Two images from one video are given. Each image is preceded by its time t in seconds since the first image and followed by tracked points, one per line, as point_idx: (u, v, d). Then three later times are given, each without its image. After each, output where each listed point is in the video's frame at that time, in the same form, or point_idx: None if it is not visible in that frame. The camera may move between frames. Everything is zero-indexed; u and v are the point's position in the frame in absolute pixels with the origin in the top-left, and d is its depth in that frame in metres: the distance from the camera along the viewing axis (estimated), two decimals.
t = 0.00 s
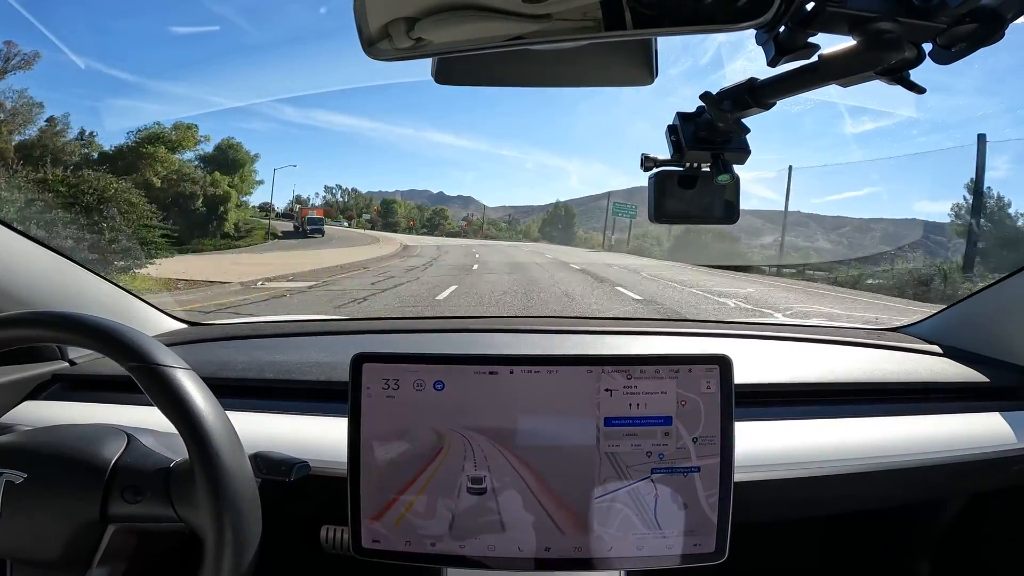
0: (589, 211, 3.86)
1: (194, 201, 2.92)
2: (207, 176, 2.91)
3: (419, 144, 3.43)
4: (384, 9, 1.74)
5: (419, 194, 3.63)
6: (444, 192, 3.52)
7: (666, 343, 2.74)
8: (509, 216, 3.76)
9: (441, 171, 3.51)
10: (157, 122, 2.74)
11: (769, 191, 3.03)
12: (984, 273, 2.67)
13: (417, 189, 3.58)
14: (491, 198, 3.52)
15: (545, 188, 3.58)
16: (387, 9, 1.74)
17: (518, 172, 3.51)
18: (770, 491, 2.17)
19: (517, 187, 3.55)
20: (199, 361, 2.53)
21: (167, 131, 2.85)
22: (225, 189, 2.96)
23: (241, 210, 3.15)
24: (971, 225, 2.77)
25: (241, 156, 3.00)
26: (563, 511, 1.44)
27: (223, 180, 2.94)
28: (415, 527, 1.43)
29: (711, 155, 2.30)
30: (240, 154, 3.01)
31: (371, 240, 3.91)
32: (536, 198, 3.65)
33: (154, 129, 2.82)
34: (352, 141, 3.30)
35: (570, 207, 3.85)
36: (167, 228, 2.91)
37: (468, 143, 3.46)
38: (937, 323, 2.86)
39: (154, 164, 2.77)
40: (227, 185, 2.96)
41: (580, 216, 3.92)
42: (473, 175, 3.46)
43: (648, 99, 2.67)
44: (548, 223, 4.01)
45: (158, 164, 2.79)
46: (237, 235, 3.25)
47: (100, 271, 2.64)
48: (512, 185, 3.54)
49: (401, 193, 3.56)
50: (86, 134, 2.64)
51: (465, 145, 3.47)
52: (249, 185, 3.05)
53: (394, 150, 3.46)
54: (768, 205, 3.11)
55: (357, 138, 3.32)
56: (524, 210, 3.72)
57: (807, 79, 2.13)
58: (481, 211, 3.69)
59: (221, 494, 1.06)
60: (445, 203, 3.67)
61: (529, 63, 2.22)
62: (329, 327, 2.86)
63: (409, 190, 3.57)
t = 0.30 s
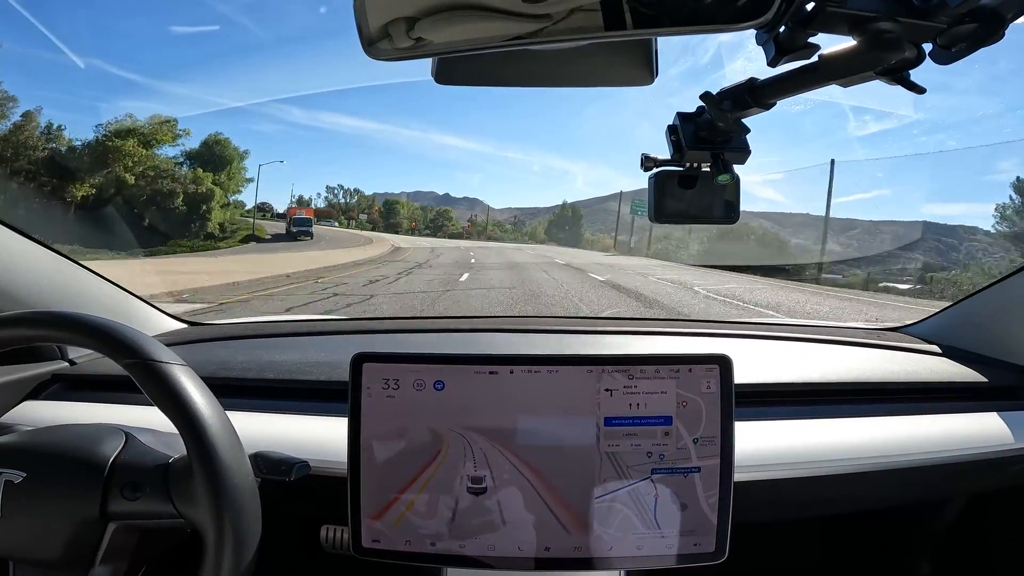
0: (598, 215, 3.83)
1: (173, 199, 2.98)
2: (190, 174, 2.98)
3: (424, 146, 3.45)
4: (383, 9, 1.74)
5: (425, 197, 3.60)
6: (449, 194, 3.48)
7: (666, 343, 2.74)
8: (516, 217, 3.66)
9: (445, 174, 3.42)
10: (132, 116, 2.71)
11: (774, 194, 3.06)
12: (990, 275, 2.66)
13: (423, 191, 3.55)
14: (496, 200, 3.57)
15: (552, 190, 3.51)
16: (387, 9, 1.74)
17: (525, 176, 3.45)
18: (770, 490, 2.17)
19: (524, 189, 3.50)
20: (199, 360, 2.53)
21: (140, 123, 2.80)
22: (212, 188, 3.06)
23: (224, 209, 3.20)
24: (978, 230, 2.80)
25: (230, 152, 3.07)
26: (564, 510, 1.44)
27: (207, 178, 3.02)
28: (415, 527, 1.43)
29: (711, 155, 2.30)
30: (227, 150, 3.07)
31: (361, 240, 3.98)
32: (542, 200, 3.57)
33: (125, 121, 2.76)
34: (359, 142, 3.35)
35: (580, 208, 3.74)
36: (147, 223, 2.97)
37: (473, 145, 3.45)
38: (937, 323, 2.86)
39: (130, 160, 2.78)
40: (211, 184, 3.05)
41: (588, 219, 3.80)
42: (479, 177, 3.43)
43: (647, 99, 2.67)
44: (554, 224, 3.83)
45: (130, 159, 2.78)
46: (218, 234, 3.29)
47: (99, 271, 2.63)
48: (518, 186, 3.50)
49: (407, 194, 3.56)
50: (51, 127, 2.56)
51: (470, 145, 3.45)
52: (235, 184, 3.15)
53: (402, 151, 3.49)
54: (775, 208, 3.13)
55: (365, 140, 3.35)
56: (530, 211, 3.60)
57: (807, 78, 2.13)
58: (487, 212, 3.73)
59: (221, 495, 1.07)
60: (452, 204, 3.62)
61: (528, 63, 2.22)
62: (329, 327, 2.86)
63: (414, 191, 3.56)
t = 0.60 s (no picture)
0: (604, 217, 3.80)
1: (151, 197, 2.81)
2: (173, 172, 2.83)
3: (433, 149, 3.38)
4: (383, 9, 1.74)
5: (433, 198, 3.49)
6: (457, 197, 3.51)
7: (666, 343, 2.74)
8: (522, 219, 3.73)
9: (452, 177, 3.48)
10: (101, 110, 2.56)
11: (783, 197, 3.12)
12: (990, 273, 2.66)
13: (431, 194, 3.45)
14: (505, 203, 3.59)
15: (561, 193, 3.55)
16: (387, 8, 1.74)
17: (532, 178, 3.53)
18: (771, 490, 2.17)
19: (530, 192, 3.55)
20: (199, 360, 2.53)
21: (115, 116, 2.64)
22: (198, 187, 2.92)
23: (209, 209, 3.07)
24: (990, 234, 2.73)
25: (219, 153, 2.95)
26: (564, 510, 1.44)
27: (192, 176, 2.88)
28: (415, 527, 1.43)
29: (711, 155, 2.30)
30: (216, 147, 2.95)
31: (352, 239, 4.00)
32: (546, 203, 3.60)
33: (96, 113, 2.61)
34: (363, 145, 3.34)
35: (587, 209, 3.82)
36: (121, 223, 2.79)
37: (484, 148, 3.45)
38: (937, 323, 2.86)
39: (96, 153, 2.58)
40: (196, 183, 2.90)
41: (596, 221, 3.85)
42: (487, 180, 3.54)
43: (647, 99, 2.67)
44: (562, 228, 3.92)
45: (100, 154, 2.60)
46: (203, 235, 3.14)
47: (100, 271, 2.63)
48: (524, 189, 3.55)
49: (413, 197, 3.44)
50: (16, 120, 2.42)
51: (479, 149, 3.46)
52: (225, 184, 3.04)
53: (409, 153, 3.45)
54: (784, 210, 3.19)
55: (371, 142, 3.35)
56: (537, 213, 3.66)
57: (808, 78, 2.13)
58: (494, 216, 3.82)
59: (221, 495, 1.07)
60: (458, 207, 3.65)
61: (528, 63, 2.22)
62: (329, 327, 2.86)
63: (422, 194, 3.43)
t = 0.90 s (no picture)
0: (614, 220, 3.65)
1: (128, 194, 2.81)
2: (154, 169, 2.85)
3: (443, 151, 3.40)
4: (383, 8, 1.74)
5: (439, 201, 3.52)
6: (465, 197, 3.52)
7: (666, 343, 2.74)
8: (530, 221, 3.88)
9: (464, 179, 3.48)
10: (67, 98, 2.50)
11: (795, 200, 3.15)
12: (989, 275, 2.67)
13: (438, 195, 3.45)
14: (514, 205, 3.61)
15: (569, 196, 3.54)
16: (387, 8, 1.74)
17: (541, 180, 3.54)
18: (771, 490, 2.17)
19: (541, 195, 3.58)
20: (199, 360, 2.53)
21: (89, 107, 2.62)
22: (189, 180, 2.95)
23: (189, 206, 3.10)
24: (1006, 237, 2.71)
25: (205, 145, 2.98)
26: (564, 510, 1.44)
27: (176, 174, 2.91)
28: (415, 527, 1.43)
29: (711, 155, 2.30)
30: (202, 141, 2.98)
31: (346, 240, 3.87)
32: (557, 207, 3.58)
33: (61, 105, 2.55)
34: (378, 148, 3.26)
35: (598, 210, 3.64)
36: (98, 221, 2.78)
37: (491, 150, 3.50)
38: (937, 323, 2.86)
39: (57, 145, 2.52)
40: (187, 177, 2.94)
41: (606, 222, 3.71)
42: (496, 181, 3.54)
43: (648, 99, 2.67)
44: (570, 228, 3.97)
45: (74, 149, 2.58)
46: (185, 235, 3.16)
47: (99, 271, 2.63)
48: (532, 192, 3.59)
49: (420, 197, 3.46)
50: None
51: (487, 150, 3.51)
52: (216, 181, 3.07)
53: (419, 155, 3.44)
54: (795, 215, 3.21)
55: (383, 143, 3.30)
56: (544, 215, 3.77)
57: (808, 78, 2.13)
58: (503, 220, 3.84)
59: (221, 495, 1.07)
60: (466, 208, 3.63)
61: (528, 63, 2.22)
62: (329, 327, 2.86)
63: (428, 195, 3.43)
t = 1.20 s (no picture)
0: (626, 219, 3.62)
1: (103, 192, 2.70)
2: (130, 167, 2.77)
3: (451, 153, 3.44)
4: (383, 8, 1.74)
5: (450, 203, 3.52)
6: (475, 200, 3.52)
7: (666, 343, 2.74)
8: (540, 222, 3.83)
9: (475, 180, 3.49)
10: (31, 88, 2.41)
11: (808, 201, 3.22)
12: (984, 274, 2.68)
13: (447, 197, 3.46)
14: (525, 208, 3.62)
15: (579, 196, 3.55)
16: (387, 8, 1.73)
17: (549, 181, 3.55)
18: (771, 490, 2.17)
19: (548, 199, 3.59)
20: (200, 360, 2.53)
21: (62, 100, 2.53)
22: (177, 177, 2.86)
23: (176, 206, 2.94)
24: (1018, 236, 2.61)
25: (194, 140, 2.89)
26: (564, 510, 1.44)
27: (161, 171, 2.83)
28: (416, 527, 1.43)
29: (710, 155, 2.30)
30: (189, 137, 2.90)
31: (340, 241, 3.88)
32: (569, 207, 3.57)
33: (24, 96, 2.43)
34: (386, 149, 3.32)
35: (610, 212, 3.60)
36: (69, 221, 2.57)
37: (499, 151, 3.46)
38: (937, 323, 2.86)
39: (16, 139, 2.41)
40: (174, 175, 2.85)
41: (616, 223, 3.72)
42: (506, 184, 3.57)
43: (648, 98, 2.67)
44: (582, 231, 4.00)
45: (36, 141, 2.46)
46: (169, 235, 3.03)
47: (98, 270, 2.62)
48: (541, 194, 3.59)
49: (429, 201, 3.52)
50: None
51: (493, 150, 3.47)
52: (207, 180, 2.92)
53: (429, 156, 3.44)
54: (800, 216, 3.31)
55: (390, 145, 3.32)
56: (553, 216, 3.75)
57: (808, 78, 2.13)
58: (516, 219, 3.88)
59: (221, 497, 1.07)
60: (476, 210, 3.70)
61: (528, 63, 2.22)
62: (330, 327, 2.86)
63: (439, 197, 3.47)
